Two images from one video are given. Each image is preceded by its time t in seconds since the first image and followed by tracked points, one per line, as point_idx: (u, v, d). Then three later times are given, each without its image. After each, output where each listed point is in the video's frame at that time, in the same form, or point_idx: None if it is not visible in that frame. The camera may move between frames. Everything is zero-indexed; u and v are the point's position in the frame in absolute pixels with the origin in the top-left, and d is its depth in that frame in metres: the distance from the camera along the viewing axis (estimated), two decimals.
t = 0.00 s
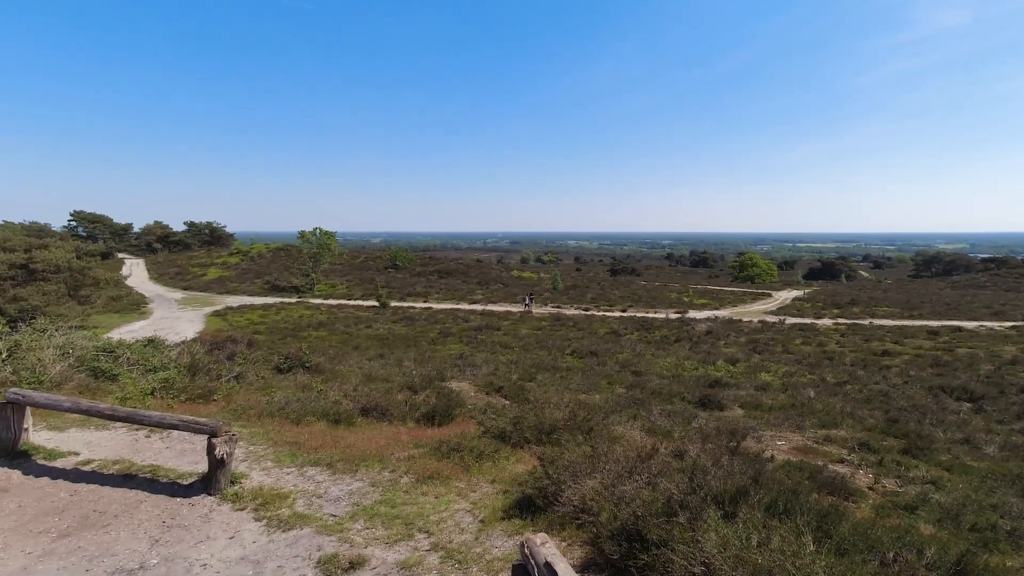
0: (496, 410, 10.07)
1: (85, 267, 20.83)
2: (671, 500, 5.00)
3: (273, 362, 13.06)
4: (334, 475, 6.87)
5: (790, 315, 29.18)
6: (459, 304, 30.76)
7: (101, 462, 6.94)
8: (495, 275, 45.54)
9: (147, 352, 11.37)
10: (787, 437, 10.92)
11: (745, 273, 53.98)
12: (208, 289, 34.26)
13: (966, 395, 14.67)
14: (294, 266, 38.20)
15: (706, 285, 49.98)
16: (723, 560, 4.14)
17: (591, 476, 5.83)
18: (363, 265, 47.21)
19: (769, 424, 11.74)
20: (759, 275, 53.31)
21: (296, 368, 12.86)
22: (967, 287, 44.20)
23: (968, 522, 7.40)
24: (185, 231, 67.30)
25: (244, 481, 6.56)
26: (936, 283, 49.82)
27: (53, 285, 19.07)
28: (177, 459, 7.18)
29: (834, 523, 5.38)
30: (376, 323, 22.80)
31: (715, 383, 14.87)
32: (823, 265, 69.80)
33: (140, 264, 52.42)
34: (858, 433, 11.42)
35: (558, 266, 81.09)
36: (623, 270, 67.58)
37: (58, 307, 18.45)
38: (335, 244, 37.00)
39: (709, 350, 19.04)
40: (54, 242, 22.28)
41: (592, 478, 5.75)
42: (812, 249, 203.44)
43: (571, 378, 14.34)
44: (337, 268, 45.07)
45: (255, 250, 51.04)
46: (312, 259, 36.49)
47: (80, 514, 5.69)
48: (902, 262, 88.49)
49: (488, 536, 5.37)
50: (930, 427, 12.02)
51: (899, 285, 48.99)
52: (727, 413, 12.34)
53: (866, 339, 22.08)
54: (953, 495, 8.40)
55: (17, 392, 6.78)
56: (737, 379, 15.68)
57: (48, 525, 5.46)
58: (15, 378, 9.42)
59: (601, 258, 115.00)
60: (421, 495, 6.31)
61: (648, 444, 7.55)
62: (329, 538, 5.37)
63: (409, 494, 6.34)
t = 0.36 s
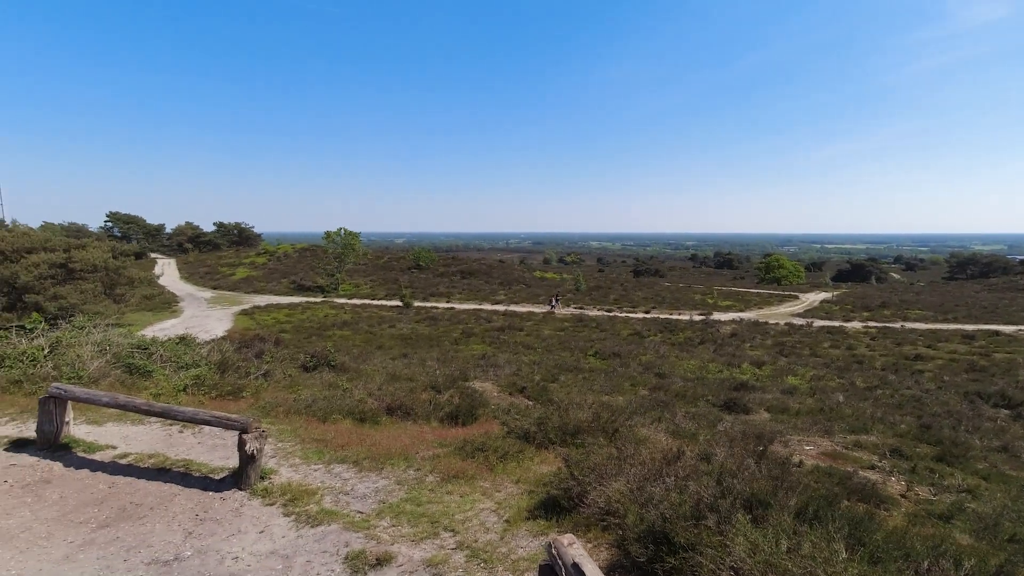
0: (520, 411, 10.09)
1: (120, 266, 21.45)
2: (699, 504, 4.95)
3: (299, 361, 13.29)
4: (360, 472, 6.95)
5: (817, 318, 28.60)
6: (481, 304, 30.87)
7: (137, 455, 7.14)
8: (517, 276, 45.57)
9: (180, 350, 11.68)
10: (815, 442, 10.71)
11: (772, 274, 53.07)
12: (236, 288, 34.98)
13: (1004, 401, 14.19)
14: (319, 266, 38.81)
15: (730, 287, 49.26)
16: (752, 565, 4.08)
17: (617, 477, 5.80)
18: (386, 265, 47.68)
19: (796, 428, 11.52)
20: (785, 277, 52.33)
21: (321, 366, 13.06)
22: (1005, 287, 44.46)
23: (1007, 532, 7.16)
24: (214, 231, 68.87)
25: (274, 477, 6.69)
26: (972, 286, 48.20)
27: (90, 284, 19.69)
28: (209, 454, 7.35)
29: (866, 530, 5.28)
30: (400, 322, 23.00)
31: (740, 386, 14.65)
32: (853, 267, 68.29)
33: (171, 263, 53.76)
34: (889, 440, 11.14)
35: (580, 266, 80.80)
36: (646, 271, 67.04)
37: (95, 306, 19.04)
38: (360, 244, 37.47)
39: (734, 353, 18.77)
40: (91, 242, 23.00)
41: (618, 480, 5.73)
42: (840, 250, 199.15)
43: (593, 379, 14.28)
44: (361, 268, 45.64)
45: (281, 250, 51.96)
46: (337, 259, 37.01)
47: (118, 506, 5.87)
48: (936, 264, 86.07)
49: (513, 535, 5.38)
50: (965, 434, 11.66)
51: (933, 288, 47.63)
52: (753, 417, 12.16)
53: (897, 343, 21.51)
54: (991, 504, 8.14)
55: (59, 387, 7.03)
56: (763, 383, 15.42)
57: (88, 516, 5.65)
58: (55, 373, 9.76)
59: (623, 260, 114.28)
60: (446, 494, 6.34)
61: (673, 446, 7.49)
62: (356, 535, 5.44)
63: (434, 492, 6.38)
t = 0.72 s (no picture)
0: (542, 412, 10.08)
1: (152, 265, 22.02)
2: (726, 509, 4.89)
3: (324, 359, 13.48)
4: (385, 470, 7.02)
5: (845, 321, 27.98)
6: (503, 305, 30.95)
7: (169, 449, 7.32)
8: (539, 277, 45.53)
9: (209, 347, 11.94)
10: (843, 448, 10.48)
11: (798, 277, 52.05)
12: (263, 287, 35.68)
13: None
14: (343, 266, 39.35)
15: (756, 289, 48.47)
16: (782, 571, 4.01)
17: (642, 480, 5.76)
18: (409, 265, 48.03)
19: (824, 433, 11.29)
20: (812, 279, 51.26)
21: (345, 365, 13.24)
22: None
23: None
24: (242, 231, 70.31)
25: (301, 474, 6.80)
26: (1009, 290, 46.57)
27: (123, 283, 20.26)
28: (238, 449, 7.50)
29: (899, 538, 5.14)
30: (422, 322, 23.17)
31: (765, 390, 14.41)
32: (883, 270, 66.60)
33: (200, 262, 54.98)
34: (921, 447, 10.85)
35: (602, 267, 80.33)
36: (669, 273, 66.31)
37: (128, 303, 19.58)
38: (384, 245, 37.74)
39: (759, 356, 18.48)
40: (124, 241, 23.66)
41: (643, 483, 5.68)
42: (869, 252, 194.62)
43: (616, 381, 14.20)
44: (384, 268, 46.12)
45: (306, 250, 52.77)
46: (360, 259, 37.43)
47: (152, 498, 6.03)
48: (971, 266, 83.49)
49: (537, 536, 5.38)
50: (1002, 442, 11.29)
51: (969, 291, 46.18)
52: (779, 421, 11.96)
53: (930, 348, 20.92)
54: None
55: (96, 381, 7.25)
56: (789, 387, 15.14)
57: (124, 507, 5.82)
58: (92, 369, 10.07)
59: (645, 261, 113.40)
60: (470, 493, 6.37)
61: (698, 450, 7.41)
62: (382, 532, 5.49)
63: (458, 492, 6.42)
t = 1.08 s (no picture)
0: (563, 412, 10.06)
1: (179, 264, 22.50)
2: (752, 514, 4.82)
3: (346, 358, 13.63)
4: (407, 469, 7.06)
5: (873, 324, 27.36)
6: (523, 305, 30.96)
7: (197, 445, 7.47)
8: (559, 277, 45.41)
9: (236, 345, 12.17)
10: (870, 453, 10.25)
11: (823, 279, 51.09)
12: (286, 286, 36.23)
13: None
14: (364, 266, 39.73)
15: (780, 291, 47.67)
16: None
17: (665, 484, 5.71)
18: (429, 266, 48.31)
19: (850, 439, 11.06)
20: (838, 282, 50.14)
21: (367, 364, 13.36)
22: None
23: None
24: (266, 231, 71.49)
25: (324, 471, 6.88)
26: None
27: (153, 281, 20.76)
28: (264, 446, 7.62)
29: (931, 548, 5.01)
30: (442, 322, 23.26)
31: (789, 393, 14.17)
32: (911, 272, 65.06)
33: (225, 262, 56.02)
34: (952, 454, 10.56)
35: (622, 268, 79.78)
36: (690, 274, 65.57)
37: (157, 302, 20.06)
38: (404, 245, 38.07)
39: (783, 359, 18.19)
40: (153, 241, 24.24)
41: (667, 487, 5.63)
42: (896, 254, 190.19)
43: (636, 382, 14.10)
44: (404, 268, 46.45)
45: (328, 250, 53.42)
46: (381, 259, 37.76)
47: (181, 493, 6.16)
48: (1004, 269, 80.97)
49: (559, 538, 5.37)
50: None
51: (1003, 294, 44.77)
52: (804, 425, 11.75)
53: (961, 352, 20.34)
54: None
55: (129, 377, 7.44)
56: (814, 391, 14.86)
57: (154, 501, 5.96)
58: (123, 365, 10.34)
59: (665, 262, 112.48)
60: (492, 493, 6.39)
61: (722, 453, 7.31)
62: (404, 530, 5.53)
63: (480, 492, 6.43)
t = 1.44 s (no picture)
0: (583, 413, 10.02)
1: (204, 264, 22.92)
2: (777, 519, 4.76)
3: (366, 357, 13.76)
4: (427, 468, 7.10)
5: (899, 327, 26.78)
6: (542, 306, 30.94)
7: (222, 441, 7.60)
8: (578, 278, 45.26)
9: (259, 344, 12.37)
10: (897, 459, 10.04)
11: (847, 280, 50.19)
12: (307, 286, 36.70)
13: None
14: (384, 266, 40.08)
15: (802, 293, 46.96)
16: None
17: (688, 487, 5.66)
18: (447, 266, 48.55)
19: (875, 444, 10.85)
20: (862, 283, 49.24)
21: (387, 363, 13.47)
22: None
23: None
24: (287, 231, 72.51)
25: (346, 469, 6.95)
26: None
27: (178, 281, 21.19)
28: (287, 443, 7.72)
29: (962, 556, 4.90)
30: (460, 322, 23.34)
31: (813, 397, 13.94)
32: (939, 274, 63.67)
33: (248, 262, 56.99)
34: (982, 461, 10.29)
35: (641, 269, 79.26)
36: (710, 275, 64.92)
37: (183, 301, 20.48)
38: (423, 245, 38.18)
39: (805, 362, 17.90)
40: (180, 241, 24.75)
41: (689, 490, 5.58)
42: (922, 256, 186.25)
43: (656, 384, 14.00)
44: (423, 268, 46.75)
45: (348, 250, 53.97)
46: (401, 259, 38.03)
47: (207, 488, 6.27)
48: None
49: (580, 539, 5.35)
50: None
51: None
52: (827, 430, 11.56)
53: (992, 357, 19.81)
54: None
55: (156, 374, 7.60)
56: (838, 394, 14.60)
57: (181, 496, 6.08)
58: (151, 362, 10.58)
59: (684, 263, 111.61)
60: (512, 494, 6.39)
61: (745, 457, 7.22)
62: (425, 529, 5.56)
63: (500, 492, 6.44)
